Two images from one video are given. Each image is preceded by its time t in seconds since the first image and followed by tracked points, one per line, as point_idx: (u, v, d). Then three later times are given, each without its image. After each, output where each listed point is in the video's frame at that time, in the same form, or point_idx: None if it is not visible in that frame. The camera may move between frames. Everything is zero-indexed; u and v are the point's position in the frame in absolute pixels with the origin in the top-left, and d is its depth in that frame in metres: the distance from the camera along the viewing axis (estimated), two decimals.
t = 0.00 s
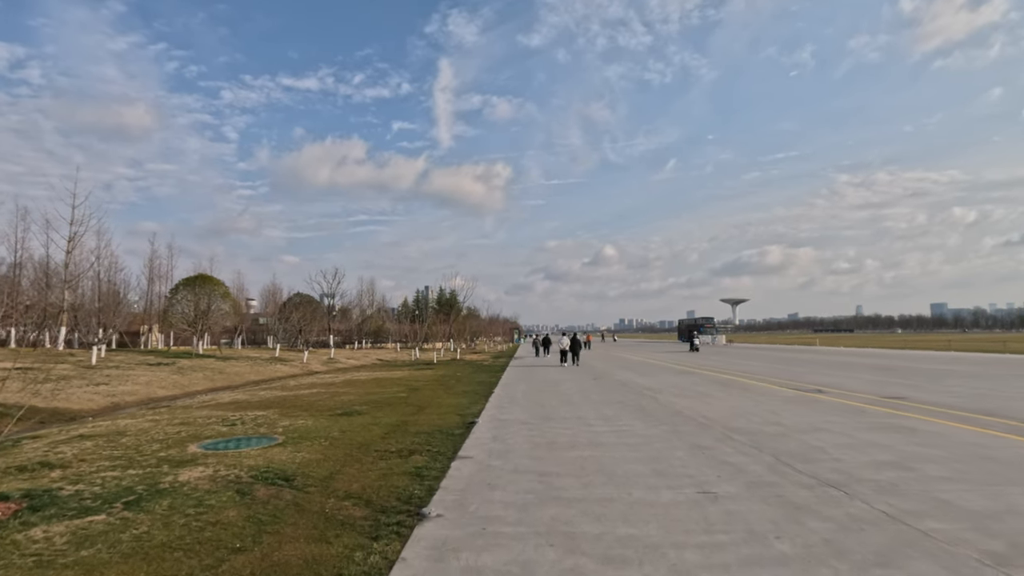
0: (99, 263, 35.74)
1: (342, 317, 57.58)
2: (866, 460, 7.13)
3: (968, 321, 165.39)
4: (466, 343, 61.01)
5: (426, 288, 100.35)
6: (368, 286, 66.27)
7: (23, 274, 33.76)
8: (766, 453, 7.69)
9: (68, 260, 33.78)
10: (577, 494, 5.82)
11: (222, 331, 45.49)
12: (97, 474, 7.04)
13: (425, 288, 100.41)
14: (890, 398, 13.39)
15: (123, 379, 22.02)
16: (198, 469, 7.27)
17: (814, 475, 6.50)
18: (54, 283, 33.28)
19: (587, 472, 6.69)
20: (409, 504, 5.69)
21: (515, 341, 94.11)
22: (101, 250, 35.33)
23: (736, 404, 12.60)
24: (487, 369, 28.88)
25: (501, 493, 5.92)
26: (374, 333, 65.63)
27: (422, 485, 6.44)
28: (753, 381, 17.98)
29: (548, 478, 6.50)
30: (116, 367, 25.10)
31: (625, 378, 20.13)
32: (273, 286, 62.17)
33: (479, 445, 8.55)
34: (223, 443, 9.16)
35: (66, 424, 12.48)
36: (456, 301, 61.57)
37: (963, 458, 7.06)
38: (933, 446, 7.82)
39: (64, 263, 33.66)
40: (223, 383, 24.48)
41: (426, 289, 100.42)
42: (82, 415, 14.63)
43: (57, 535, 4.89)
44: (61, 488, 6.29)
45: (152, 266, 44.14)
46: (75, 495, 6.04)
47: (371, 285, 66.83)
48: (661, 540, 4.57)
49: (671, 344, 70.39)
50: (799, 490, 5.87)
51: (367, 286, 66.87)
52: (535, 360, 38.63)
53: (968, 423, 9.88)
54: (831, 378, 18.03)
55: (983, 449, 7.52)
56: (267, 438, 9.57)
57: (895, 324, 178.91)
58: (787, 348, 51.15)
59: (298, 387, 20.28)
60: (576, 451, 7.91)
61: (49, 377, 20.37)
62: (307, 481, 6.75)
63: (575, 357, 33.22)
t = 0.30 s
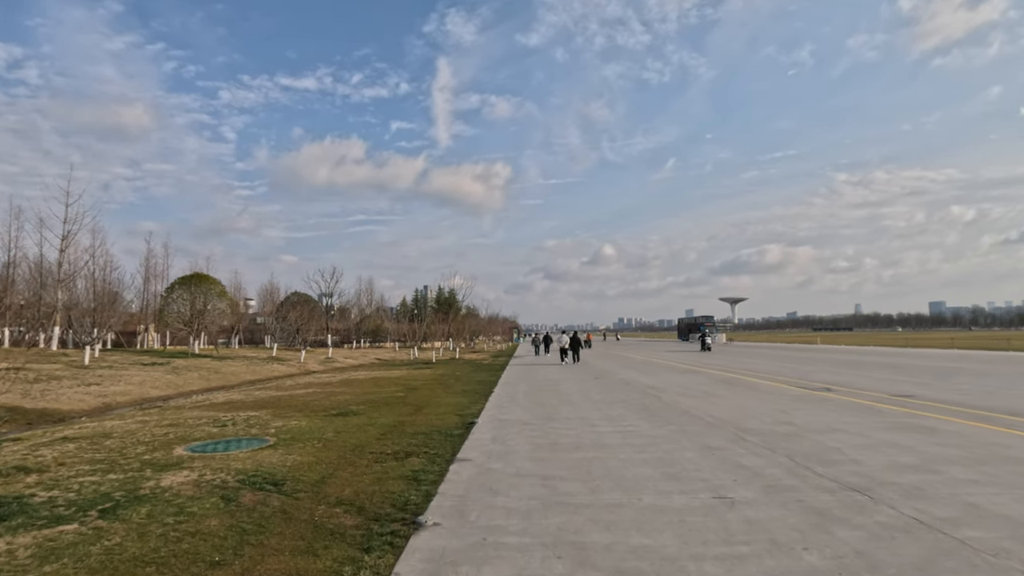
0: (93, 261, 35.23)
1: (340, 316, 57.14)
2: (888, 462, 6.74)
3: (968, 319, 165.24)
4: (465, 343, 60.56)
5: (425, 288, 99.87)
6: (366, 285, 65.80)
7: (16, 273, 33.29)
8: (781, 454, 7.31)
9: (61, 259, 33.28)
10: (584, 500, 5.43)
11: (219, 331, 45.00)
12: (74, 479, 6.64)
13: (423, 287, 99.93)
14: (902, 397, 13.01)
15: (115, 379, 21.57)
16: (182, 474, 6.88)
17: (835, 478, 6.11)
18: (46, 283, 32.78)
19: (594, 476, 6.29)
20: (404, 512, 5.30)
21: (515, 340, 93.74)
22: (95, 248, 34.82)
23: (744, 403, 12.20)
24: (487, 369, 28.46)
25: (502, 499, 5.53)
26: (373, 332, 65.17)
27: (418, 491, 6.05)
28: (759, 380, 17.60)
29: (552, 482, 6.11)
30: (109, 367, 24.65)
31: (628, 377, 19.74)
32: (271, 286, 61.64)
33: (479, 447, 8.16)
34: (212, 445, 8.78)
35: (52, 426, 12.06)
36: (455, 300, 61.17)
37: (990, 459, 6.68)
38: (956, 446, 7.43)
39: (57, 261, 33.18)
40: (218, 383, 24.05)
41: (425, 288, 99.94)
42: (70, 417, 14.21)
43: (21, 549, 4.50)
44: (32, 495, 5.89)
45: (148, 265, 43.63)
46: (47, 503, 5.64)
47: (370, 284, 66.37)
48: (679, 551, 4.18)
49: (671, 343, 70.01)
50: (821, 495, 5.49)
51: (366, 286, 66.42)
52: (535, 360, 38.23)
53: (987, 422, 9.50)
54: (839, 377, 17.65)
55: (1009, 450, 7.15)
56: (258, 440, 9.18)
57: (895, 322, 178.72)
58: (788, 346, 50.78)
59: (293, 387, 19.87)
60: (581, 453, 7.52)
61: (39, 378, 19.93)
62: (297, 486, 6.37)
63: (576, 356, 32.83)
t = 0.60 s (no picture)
0: (86, 261, 34.73)
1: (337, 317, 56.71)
2: (906, 471, 6.38)
3: (966, 319, 165.13)
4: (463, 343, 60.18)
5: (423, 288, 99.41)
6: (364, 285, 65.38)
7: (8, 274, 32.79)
8: (793, 463, 6.94)
9: (54, 259, 32.82)
10: (586, 515, 5.06)
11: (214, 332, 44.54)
12: (45, 492, 6.25)
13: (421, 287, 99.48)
14: (911, 400, 12.66)
15: (105, 381, 21.14)
16: (160, 486, 6.50)
17: (852, 490, 5.75)
18: (38, 283, 32.28)
19: (596, 488, 5.92)
20: (392, 530, 4.92)
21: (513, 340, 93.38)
22: (88, 248, 34.32)
23: (748, 406, 11.85)
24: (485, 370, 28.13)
25: (498, 515, 5.16)
26: (370, 333, 64.74)
27: (409, 505, 5.67)
28: (762, 382, 17.27)
29: (552, 495, 5.73)
30: (100, 369, 24.19)
31: (628, 379, 19.40)
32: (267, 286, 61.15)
33: (474, 455, 7.78)
34: (196, 453, 8.39)
35: (34, 432, 11.65)
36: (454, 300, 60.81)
37: (1013, 468, 6.34)
38: (974, 454, 7.09)
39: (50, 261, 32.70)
40: (211, 385, 23.63)
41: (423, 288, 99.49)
42: (55, 421, 13.79)
43: None
44: None
45: (142, 265, 43.13)
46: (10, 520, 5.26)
47: (367, 284, 65.90)
48: None
49: (670, 342, 69.75)
50: (839, 510, 5.13)
51: (363, 286, 65.97)
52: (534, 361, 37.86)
53: (1003, 427, 9.14)
54: (842, 378, 17.33)
55: None
56: (245, 448, 8.79)
57: (893, 322, 178.63)
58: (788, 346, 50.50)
59: (287, 390, 19.46)
60: (582, 462, 7.15)
61: (27, 380, 19.49)
62: (281, 499, 5.99)
63: (575, 357, 32.46)
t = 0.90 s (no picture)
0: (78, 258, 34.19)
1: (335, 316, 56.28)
2: (926, 476, 6.00)
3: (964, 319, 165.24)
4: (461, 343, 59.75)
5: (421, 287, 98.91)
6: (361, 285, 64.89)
7: None
8: (805, 467, 6.54)
9: (45, 257, 32.34)
10: (587, 525, 4.66)
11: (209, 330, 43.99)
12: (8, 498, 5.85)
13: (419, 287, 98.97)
14: (920, 400, 12.28)
15: (95, 381, 20.68)
16: (132, 492, 6.10)
17: (871, 497, 5.35)
18: (29, 281, 31.75)
19: (597, 495, 5.53)
20: (375, 542, 4.52)
21: (512, 339, 93.01)
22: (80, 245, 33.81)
23: (752, 406, 11.48)
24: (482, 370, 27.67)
25: (490, 525, 4.77)
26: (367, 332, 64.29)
27: (395, 513, 5.27)
28: (765, 381, 16.89)
29: (550, 502, 5.34)
30: (89, 368, 23.70)
31: (628, 378, 19.00)
32: (264, 284, 60.56)
33: (468, 458, 7.37)
34: (176, 455, 7.98)
35: (13, 433, 11.21)
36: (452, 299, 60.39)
37: None
38: (996, 457, 6.72)
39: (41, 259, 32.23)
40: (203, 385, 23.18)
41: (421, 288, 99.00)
42: (38, 422, 13.34)
43: None
44: None
45: (136, 263, 42.62)
46: None
47: (364, 284, 65.42)
48: None
49: (669, 342, 69.39)
50: (860, 518, 4.75)
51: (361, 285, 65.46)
52: (532, 359, 37.44)
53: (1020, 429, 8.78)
54: (847, 378, 16.95)
55: None
56: (228, 450, 8.39)
57: (891, 322, 178.68)
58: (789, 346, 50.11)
59: (280, 390, 19.04)
60: (581, 466, 6.75)
61: (14, 380, 19.03)
62: (259, 507, 5.58)
63: (573, 356, 32.07)
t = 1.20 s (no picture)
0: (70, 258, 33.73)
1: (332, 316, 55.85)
2: (948, 491, 5.62)
3: (963, 319, 165.17)
4: (459, 343, 59.36)
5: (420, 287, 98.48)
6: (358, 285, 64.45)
7: None
8: (819, 479, 6.16)
9: (37, 256, 31.89)
10: (587, 550, 4.27)
11: (205, 331, 43.53)
12: None
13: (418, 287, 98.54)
14: (930, 405, 11.90)
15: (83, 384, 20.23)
16: (101, 508, 5.70)
17: (893, 515, 4.96)
18: (21, 282, 31.32)
19: (597, 512, 5.14)
20: (356, 568, 4.12)
21: (511, 339, 92.65)
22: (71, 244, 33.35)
23: (757, 411, 11.08)
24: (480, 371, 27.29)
25: (481, 548, 4.37)
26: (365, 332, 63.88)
27: (380, 533, 4.86)
28: (768, 383, 16.53)
29: (547, 522, 4.94)
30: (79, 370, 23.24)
31: (628, 381, 18.61)
32: (260, 285, 60.09)
33: (461, 469, 6.96)
34: (154, 466, 7.56)
35: None
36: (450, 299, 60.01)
37: None
38: (1020, 469, 6.34)
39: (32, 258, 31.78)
40: (196, 388, 22.74)
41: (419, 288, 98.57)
42: (19, 427, 12.91)
43: None
44: None
45: (130, 263, 42.20)
46: None
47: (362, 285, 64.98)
48: None
49: (668, 343, 69.08)
50: (885, 542, 4.36)
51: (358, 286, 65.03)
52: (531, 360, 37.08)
53: None
54: (853, 380, 16.59)
55: None
56: (210, 459, 7.98)
57: (890, 322, 178.58)
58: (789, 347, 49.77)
59: (272, 393, 18.61)
60: (580, 479, 6.34)
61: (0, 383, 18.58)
62: (234, 525, 5.18)
63: (572, 357, 31.68)
